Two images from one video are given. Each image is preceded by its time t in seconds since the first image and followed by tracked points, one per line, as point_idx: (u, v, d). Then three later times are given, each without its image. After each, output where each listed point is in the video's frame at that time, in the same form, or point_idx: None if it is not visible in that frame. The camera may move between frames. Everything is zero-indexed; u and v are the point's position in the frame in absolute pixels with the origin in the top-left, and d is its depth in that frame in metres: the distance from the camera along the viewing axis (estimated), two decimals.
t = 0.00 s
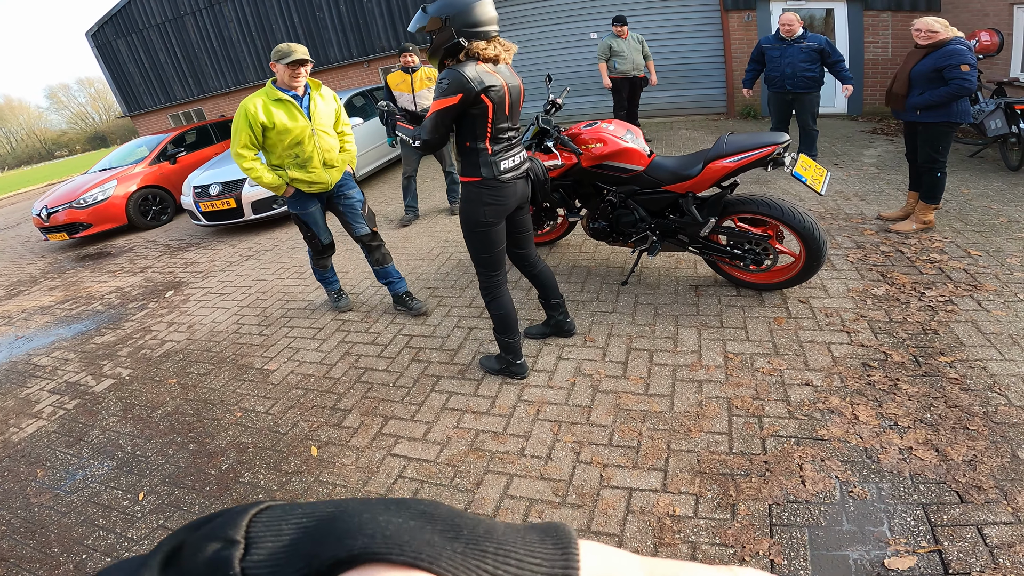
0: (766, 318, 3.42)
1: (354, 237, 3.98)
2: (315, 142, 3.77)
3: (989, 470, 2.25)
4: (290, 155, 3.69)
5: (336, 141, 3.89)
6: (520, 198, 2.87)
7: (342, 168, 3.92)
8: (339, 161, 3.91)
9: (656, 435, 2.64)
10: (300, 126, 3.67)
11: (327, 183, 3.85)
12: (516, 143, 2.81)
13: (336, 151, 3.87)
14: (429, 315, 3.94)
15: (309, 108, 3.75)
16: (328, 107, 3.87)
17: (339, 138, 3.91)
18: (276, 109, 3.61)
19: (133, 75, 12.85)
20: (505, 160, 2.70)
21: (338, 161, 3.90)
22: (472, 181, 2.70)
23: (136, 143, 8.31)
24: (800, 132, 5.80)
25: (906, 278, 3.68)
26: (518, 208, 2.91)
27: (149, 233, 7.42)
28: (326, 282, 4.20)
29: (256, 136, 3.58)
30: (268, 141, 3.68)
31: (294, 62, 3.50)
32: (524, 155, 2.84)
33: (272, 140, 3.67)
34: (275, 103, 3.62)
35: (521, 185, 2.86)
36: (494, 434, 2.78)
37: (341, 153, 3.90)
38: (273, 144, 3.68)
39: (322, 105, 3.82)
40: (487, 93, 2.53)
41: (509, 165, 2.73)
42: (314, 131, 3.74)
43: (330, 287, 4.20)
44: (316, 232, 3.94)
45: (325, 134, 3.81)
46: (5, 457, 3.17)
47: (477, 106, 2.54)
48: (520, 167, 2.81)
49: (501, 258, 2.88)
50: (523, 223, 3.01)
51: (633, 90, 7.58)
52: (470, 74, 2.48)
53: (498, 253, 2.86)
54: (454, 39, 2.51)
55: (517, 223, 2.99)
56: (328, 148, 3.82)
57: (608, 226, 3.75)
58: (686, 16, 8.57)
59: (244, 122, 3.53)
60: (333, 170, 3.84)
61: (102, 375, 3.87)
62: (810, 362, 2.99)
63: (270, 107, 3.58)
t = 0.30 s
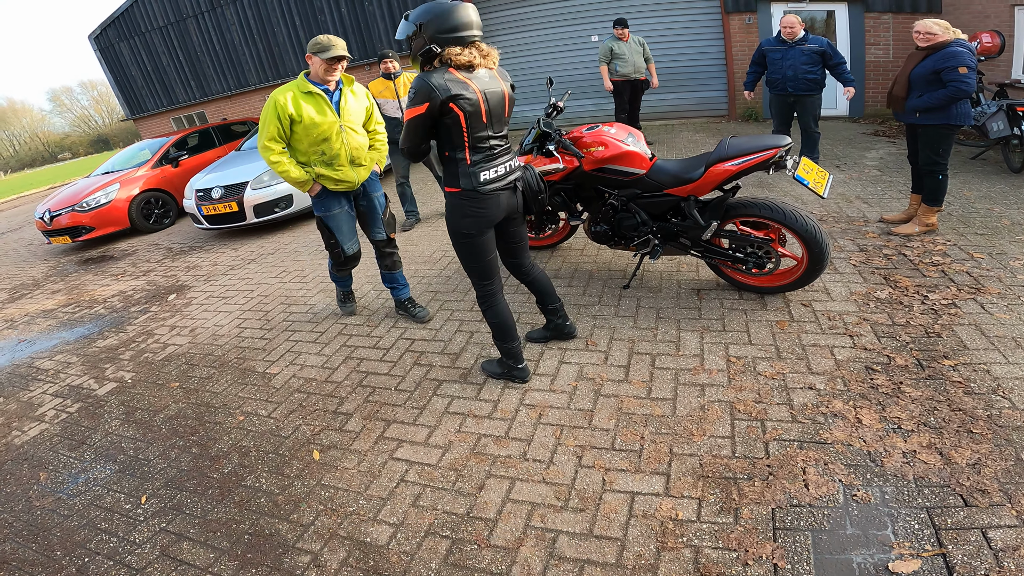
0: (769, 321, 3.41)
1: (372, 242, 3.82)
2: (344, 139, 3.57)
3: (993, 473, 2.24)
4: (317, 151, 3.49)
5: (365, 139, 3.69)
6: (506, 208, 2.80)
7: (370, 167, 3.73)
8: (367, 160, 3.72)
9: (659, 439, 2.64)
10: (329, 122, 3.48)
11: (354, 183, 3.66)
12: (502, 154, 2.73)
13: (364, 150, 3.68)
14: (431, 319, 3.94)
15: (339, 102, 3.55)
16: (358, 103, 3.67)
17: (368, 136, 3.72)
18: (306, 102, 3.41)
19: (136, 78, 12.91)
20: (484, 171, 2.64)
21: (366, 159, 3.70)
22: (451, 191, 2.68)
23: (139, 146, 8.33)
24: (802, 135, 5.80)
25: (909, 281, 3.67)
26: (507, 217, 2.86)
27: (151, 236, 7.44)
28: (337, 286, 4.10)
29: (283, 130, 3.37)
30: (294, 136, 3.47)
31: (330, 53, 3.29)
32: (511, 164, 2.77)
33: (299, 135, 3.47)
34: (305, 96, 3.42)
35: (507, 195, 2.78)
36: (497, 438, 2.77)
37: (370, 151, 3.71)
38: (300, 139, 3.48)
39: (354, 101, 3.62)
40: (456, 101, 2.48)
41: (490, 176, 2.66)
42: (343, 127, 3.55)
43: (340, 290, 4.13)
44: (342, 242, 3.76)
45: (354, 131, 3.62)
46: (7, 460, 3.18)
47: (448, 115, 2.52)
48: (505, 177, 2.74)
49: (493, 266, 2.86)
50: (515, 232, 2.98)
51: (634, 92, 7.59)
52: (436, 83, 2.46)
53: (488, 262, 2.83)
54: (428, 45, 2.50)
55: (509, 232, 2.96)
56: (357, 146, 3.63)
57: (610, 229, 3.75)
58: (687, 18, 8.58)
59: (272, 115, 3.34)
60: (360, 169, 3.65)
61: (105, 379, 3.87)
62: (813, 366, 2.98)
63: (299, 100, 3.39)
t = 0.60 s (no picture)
0: (776, 326, 3.40)
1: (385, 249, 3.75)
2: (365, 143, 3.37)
3: (1002, 477, 2.23)
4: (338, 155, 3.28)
5: (388, 143, 3.49)
6: (506, 219, 2.77)
7: (392, 173, 3.52)
8: (389, 166, 3.50)
9: (667, 443, 2.63)
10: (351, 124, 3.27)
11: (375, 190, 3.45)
12: (502, 164, 2.70)
13: (386, 155, 3.48)
14: (437, 323, 3.94)
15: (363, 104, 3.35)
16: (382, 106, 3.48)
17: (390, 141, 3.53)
18: (329, 103, 3.21)
19: (140, 81, 12.97)
20: (481, 181, 2.63)
21: (389, 165, 3.49)
22: (450, 200, 2.70)
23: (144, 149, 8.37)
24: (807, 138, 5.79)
25: (915, 286, 3.66)
26: (509, 227, 2.83)
27: (156, 239, 7.46)
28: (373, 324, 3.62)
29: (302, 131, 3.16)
30: (313, 139, 3.27)
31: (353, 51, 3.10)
32: (512, 173, 2.75)
33: (318, 138, 3.26)
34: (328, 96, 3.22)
35: (507, 205, 2.75)
36: (505, 442, 2.77)
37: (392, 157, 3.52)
38: (320, 142, 3.27)
39: (378, 102, 3.43)
40: (448, 111, 2.47)
41: (488, 187, 2.65)
42: (366, 130, 3.34)
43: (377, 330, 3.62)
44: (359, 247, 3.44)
45: (377, 134, 3.42)
46: (15, 464, 3.18)
47: (442, 125, 2.52)
48: (505, 187, 2.72)
49: (496, 275, 2.86)
50: (521, 241, 2.96)
51: (638, 96, 7.59)
52: (429, 92, 2.47)
53: (492, 270, 2.83)
54: (426, 53, 2.53)
55: (514, 241, 2.96)
56: (379, 150, 3.42)
57: (617, 234, 3.75)
58: (691, 22, 8.60)
59: (294, 115, 3.13)
60: (382, 175, 3.45)
61: (112, 383, 3.88)
62: (821, 371, 2.98)
63: (322, 100, 3.18)
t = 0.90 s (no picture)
0: (788, 335, 3.37)
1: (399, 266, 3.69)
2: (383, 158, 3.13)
3: (1016, 487, 2.19)
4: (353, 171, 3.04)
5: (405, 158, 3.24)
6: (513, 226, 2.76)
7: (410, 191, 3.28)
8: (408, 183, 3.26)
9: (675, 451, 2.62)
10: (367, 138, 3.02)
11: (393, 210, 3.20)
12: (509, 172, 2.69)
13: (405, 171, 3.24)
14: (447, 329, 3.95)
15: (378, 115, 3.10)
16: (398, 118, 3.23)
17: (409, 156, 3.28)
18: (343, 116, 2.97)
19: (157, 84, 13.17)
20: (488, 189, 2.64)
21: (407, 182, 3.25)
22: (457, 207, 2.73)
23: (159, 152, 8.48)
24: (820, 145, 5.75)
25: (930, 295, 3.62)
26: (516, 234, 2.82)
27: (169, 241, 7.55)
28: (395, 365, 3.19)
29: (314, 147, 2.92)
30: (326, 154, 3.03)
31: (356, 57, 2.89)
32: (520, 181, 2.74)
33: (331, 153, 3.02)
34: (342, 109, 2.98)
35: (514, 213, 2.74)
36: (512, 448, 2.77)
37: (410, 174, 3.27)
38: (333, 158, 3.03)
39: (394, 113, 3.18)
40: (456, 118, 2.48)
41: (494, 195, 2.65)
42: (383, 145, 3.10)
43: (399, 373, 3.18)
44: (376, 272, 3.12)
45: (394, 149, 3.17)
46: (26, 463, 3.22)
47: (450, 132, 2.53)
48: (513, 195, 2.72)
49: (504, 281, 2.86)
50: (529, 248, 2.96)
51: (649, 102, 7.59)
52: (439, 97, 2.47)
53: (499, 277, 2.84)
54: (439, 57, 2.54)
55: (522, 248, 2.95)
56: (398, 167, 3.18)
57: (627, 241, 3.75)
58: (703, 28, 8.59)
59: (305, 131, 2.89)
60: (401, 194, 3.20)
61: (124, 383, 3.92)
62: (833, 380, 2.94)
63: (336, 114, 2.95)
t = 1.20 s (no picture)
0: (802, 345, 3.33)
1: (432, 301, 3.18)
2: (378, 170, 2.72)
3: None
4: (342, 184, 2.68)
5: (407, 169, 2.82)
6: (530, 232, 2.75)
7: (410, 206, 2.87)
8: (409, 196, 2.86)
9: (685, 461, 2.59)
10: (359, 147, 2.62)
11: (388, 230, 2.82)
12: (530, 178, 2.69)
13: (406, 185, 2.83)
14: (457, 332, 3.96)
15: (375, 117, 2.65)
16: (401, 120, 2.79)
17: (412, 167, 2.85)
18: (332, 119, 2.55)
19: (180, 83, 13.42)
20: (508, 194, 2.64)
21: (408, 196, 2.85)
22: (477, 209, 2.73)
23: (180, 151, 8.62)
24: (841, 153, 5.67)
25: (949, 308, 3.54)
26: (533, 239, 2.82)
27: (187, 238, 7.67)
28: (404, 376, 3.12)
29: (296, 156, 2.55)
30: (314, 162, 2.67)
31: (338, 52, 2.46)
32: (541, 188, 2.74)
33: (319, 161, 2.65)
34: (331, 110, 2.56)
35: (532, 219, 2.74)
36: (521, 453, 2.76)
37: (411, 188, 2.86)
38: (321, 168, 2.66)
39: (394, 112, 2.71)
40: (480, 123, 2.49)
41: (515, 201, 2.65)
42: (380, 153, 2.68)
43: (409, 383, 3.12)
44: (377, 301, 2.89)
45: (393, 158, 2.74)
46: (40, 457, 3.28)
47: (473, 136, 2.54)
48: (533, 201, 2.72)
49: (518, 285, 2.86)
50: (542, 254, 2.95)
51: (666, 107, 7.55)
52: (462, 101, 2.48)
53: (514, 281, 2.83)
54: (462, 60, 2.56)
55: (536, 253, 2.95)
56: (397, 178, 2.78)
57: (641, 248, 3.72)
58: (723, 33, 8.52)
59: (287, 139, 2.48)
60: (398, 212, 2.81)
61: (139, 379, 3.99)
62: (847, 393, 2.89)
63: (324, 117, 2.53)
